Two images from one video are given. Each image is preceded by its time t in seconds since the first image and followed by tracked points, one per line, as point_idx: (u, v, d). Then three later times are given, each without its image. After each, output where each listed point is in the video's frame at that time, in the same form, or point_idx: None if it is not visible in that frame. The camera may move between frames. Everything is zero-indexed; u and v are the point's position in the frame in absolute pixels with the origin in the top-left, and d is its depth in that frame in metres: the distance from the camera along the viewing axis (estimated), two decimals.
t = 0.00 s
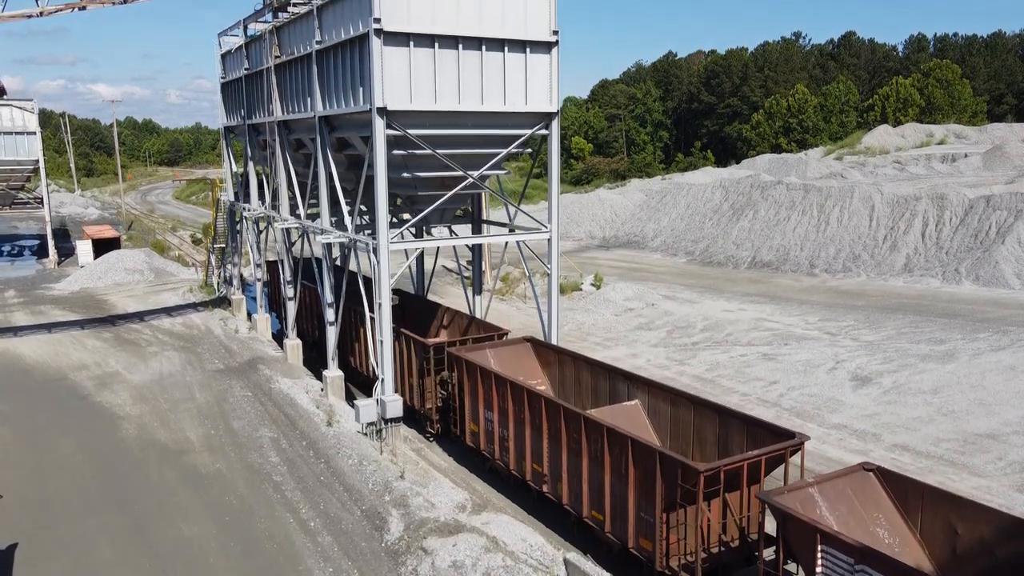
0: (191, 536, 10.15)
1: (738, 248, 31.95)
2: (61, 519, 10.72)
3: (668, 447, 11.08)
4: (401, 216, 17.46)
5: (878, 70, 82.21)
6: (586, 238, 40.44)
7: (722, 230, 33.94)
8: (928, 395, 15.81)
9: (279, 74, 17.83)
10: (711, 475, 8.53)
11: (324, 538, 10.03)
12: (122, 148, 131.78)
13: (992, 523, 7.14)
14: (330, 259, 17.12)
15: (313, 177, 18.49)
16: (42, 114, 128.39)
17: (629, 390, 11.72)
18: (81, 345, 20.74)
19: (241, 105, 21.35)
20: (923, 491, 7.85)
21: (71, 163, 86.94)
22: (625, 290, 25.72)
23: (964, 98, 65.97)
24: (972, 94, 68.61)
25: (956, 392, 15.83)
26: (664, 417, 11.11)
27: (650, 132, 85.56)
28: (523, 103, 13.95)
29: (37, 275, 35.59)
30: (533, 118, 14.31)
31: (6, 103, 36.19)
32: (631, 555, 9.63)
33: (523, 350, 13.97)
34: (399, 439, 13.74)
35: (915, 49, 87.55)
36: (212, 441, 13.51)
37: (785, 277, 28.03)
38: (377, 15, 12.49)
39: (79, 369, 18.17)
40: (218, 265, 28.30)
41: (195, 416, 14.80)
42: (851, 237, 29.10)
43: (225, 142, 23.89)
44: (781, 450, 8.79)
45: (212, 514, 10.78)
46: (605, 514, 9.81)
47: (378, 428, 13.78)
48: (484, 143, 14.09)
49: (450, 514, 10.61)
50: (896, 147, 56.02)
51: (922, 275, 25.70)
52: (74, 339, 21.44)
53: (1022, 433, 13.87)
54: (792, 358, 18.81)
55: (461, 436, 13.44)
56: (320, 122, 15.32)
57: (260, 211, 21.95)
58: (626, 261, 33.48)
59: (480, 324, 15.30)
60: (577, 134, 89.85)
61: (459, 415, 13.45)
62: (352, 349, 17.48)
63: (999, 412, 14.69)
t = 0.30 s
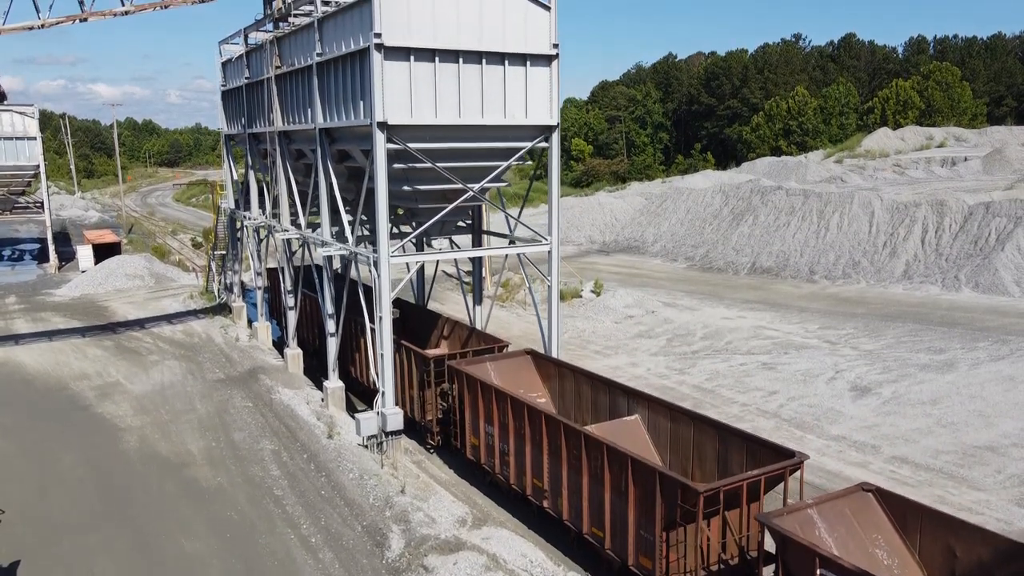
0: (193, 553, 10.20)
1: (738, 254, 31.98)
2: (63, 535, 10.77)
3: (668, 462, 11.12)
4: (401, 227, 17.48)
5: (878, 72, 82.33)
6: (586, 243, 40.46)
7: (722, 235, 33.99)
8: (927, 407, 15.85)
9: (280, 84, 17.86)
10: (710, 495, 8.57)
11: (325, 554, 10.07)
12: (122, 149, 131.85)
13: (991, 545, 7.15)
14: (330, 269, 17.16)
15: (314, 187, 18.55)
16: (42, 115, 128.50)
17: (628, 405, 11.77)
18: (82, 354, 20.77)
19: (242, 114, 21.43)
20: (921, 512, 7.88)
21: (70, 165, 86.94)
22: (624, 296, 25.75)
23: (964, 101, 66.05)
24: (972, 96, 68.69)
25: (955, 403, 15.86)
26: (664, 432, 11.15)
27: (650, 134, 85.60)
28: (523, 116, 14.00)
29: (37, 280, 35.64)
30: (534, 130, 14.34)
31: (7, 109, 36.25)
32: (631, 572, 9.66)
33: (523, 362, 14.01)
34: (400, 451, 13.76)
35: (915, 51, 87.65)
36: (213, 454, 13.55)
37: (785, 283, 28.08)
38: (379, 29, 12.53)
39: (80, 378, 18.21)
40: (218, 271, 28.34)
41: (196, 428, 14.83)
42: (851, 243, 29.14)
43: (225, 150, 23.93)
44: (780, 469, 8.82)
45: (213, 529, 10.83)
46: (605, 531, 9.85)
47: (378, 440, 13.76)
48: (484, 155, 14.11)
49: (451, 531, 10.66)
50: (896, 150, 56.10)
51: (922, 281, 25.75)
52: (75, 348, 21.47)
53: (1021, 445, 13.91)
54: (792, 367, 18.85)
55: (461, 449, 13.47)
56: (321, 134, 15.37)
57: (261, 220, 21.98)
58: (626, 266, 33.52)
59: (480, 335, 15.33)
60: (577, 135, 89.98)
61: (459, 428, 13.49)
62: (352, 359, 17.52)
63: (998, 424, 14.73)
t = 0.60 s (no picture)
0: (195, 569, 10.24)
1: (738, 260, 32.02)
2: (64, 551, 10.81)
3: (668, 477, 11.16)
4: (402, 237, 17.51)
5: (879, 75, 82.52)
6: (586, 247, 40.47)
7: (722, 241, 34.01)
8: (926, 417, 15.88)
9: (281, 95, 17.90)
10: (709, 515, 8.61)
11: (326, 572, 10.09)
12: (121, 151, 131.79)
13: (988, 567, 7.19)
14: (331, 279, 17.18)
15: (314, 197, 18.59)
16: (43, 117, 128.51)
17: (629, 420, 11.80)
18: (82, 362, 20.79)
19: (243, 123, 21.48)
20: (920, 533, 7.92)
21: (70, 166, 86.89)
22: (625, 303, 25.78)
23: (964, 104, 66.13)
24: (971, 99, 68.76)
25: (954, 414, 15.90)
26: (664, 448, 11.18)
27: (650, 135, 85.63)
28: (524, 130, 14.04)
29: (38, 285, 35.67)
30: (534, 143, 14.38)
31: (8, 114, 36.28)
32: None
33: (523, 375, 14.04)
34: (401, 464, 13.79)
35: (915, 53, 87.77)
36: (214, 466, 13.58)
37: (785, 290, 28.11)
38: (380, 44, 12.57)
39: (81, 388, 18.23)
40: (219, 278, 28.36)
41: (197, 440, 14.85)
42: (851, 250, 29.17)
43: (226, 158, 23.95)
44: (779, 489, 8.85)
45: (214, 545, 10.87)
46: (605, 548, 9.89)
47: (379, 453, 13.78)
48: (485, 169, 14.15)
49: (451, 548, 10.71)
50: (896, 154, 56.16)
51: (922, 288, 25.79)
52: (76, 356, 21.50)
53: (1020, 457, 13.93)
54: (792, 377, 18.88)
55: (462, 462, 13.50)
56: (321, 146, 15.42)
57: (262, 228, 22.02)
58: (626, 271, 33.55)
59: (481, 347, 15.37)
60: (577, 137, 90.06)
61: (460, 441, 13.52)
62: (352, 369, 17.55)
63: (997, 436, 14.77)
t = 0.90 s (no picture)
0: None
1: (738, 265, 32.06)
2: (66, 565, 10.86)
3: (668, 492, 11.20)
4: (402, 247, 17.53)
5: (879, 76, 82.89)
6: (586, 252, 40.51)
7: (722, 246, 34.05)
8: (926, 428, 15.91)
9: (281, 104, 17.93)
10: (709, 535, 8.64)
11: None
12: (121, 151, 131.80)
13: None
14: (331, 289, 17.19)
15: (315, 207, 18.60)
16: (43, 118, 128.57)
17: (629, 435, 11.83)
18: (84, 371, 20.84)
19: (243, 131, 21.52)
20: (919, 554, 7.96)
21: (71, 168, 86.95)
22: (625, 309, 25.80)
23: (964, 106, 66.16)
24: (971, 102, 68.84)
25: (954, 425, 15.93)
26: (664, 463, 11.22)
27: (650, 137, 85.68)
28: (525, 142, 14.06)
29: (39, 289, 35.74)
30: (534, 156, 14.40)
31: (9, 119, 36.36)
32: None
33: (523, 388, 14.06)
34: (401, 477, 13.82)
35: (915, 55, 87.81)
36: (215, 479, 13.62)
37: (785, 296, 28.17)
38: (380, 58, 12.60)
39: (82, 398, 18.28)
40: (219, 284, 28.40)
41: (198, 451, 14.90)
42: (851, 256, 29.20)
43: (227, 165, 23.97)
44: (779, 508, 8.88)
45: (215, 560, 10.92)
46: (605, 564, 9.92)
47: (381, 466, 13.73)
48: (485, 181, 14.17)
49: (452, 565, 10.74)
50: (896, 157, 56.24)
51: (922, 295, 25.84)
52: (77, 364, 21.54)
53: (1019, 470, 13.96)
54: (792, 386, 18.91)
55: (463, 474, 13.54)
56: (322, 158, 15.46)
57: (263, 236, 22.05)
58: (626, 276, 33.59)
59: (482, 358, 15.40)
60: (577, 139, 90.12)
61: (461, 453, 13.54)
62: (353, 378, 17.56)
63: (996, 447, 14.80)
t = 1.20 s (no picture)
0: None
1: (738, 271, 32.08)
2: None
3: (668, 507, 11.24)
4: (403, 258, 17.56)
5: (879, 78, 82.77)
6: (586, 256, 40.53)
7: (723, 251, 34.08)
8: (926, 439, 15.95)
9: (282, 115, 17.98)
10: (708, 554, 8.68)
11: None
12: (121, 152, 131.78)
13: None
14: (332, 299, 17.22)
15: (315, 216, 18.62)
16: (43, 119, 128.55)
17: (629, 449, 11.86)
18: (85, 379, 20.88)
19: (245, 140, 21.51)
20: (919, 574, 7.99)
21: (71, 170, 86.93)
22: (625, 316, 25.84)
23: (964, 109, 66.18)
24: (971, 105, 68.90)
25: (954, 436, 15.96)
26: (665, 478, 11.25)
27: (650, 139, 85.74)
28: (525, 155, 14.07)
29: (40, 295, 35.75)
30: (534, 169, 14.42)
31: (9, 125, 36.41)
32: None
33: (524, 400, 14.08)
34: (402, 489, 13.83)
35: (915, 56, 87.88)
36: (217, 492, 13.64)
37: (785, 302, 28.20)
38: (381, 73, 12.64)
39: (84, 407, 18.31)
40: (220, 291, 28.44)
41: (199, 463, 14.93)
42: (851, 262, 29.22)
43: (228, 173, 23.99)
44: (778, 527, 8.91)
45: None
46: None
47: (381, 478, 13.76)
48: (486, 194, 14.20)
49: None
50: (896, 160, 56.31)
51: (921, 302, 25.90)
52: (79, 372, 21.58)
53: (1019, 482, 13.99)
54: (792, 395, 18.94)
55: (463, 487, 13.57)
56: (324, 170, 15.50)
57: (263, 244, 22.05)
58: (626, 282, 33.62)
59: (483, 370, 15.44)
60: (577, 140, 90.15)
61: (462, 466, 13.57)
62: (354, 388, 17.58)
63: (996, 459, 14.82)
